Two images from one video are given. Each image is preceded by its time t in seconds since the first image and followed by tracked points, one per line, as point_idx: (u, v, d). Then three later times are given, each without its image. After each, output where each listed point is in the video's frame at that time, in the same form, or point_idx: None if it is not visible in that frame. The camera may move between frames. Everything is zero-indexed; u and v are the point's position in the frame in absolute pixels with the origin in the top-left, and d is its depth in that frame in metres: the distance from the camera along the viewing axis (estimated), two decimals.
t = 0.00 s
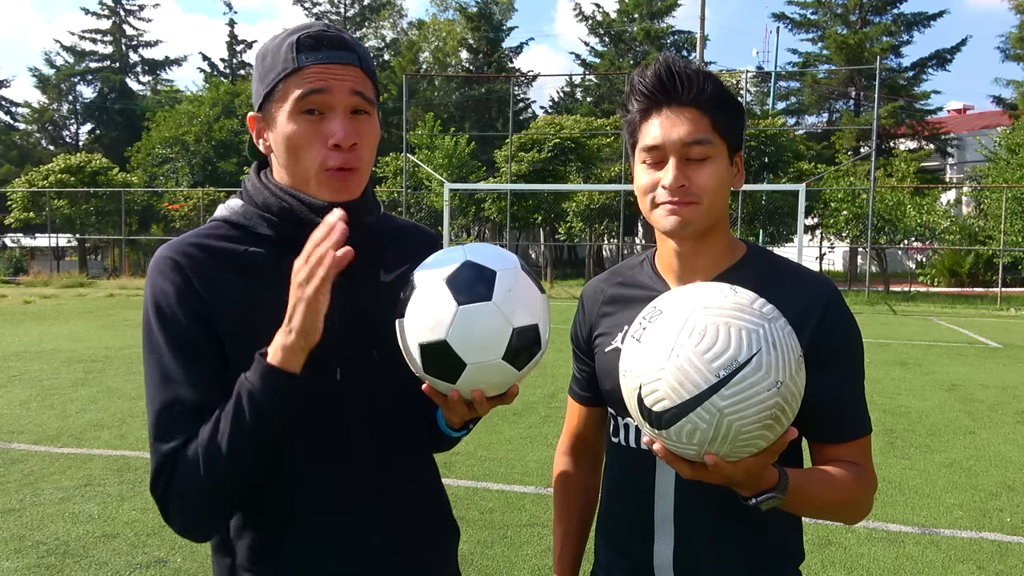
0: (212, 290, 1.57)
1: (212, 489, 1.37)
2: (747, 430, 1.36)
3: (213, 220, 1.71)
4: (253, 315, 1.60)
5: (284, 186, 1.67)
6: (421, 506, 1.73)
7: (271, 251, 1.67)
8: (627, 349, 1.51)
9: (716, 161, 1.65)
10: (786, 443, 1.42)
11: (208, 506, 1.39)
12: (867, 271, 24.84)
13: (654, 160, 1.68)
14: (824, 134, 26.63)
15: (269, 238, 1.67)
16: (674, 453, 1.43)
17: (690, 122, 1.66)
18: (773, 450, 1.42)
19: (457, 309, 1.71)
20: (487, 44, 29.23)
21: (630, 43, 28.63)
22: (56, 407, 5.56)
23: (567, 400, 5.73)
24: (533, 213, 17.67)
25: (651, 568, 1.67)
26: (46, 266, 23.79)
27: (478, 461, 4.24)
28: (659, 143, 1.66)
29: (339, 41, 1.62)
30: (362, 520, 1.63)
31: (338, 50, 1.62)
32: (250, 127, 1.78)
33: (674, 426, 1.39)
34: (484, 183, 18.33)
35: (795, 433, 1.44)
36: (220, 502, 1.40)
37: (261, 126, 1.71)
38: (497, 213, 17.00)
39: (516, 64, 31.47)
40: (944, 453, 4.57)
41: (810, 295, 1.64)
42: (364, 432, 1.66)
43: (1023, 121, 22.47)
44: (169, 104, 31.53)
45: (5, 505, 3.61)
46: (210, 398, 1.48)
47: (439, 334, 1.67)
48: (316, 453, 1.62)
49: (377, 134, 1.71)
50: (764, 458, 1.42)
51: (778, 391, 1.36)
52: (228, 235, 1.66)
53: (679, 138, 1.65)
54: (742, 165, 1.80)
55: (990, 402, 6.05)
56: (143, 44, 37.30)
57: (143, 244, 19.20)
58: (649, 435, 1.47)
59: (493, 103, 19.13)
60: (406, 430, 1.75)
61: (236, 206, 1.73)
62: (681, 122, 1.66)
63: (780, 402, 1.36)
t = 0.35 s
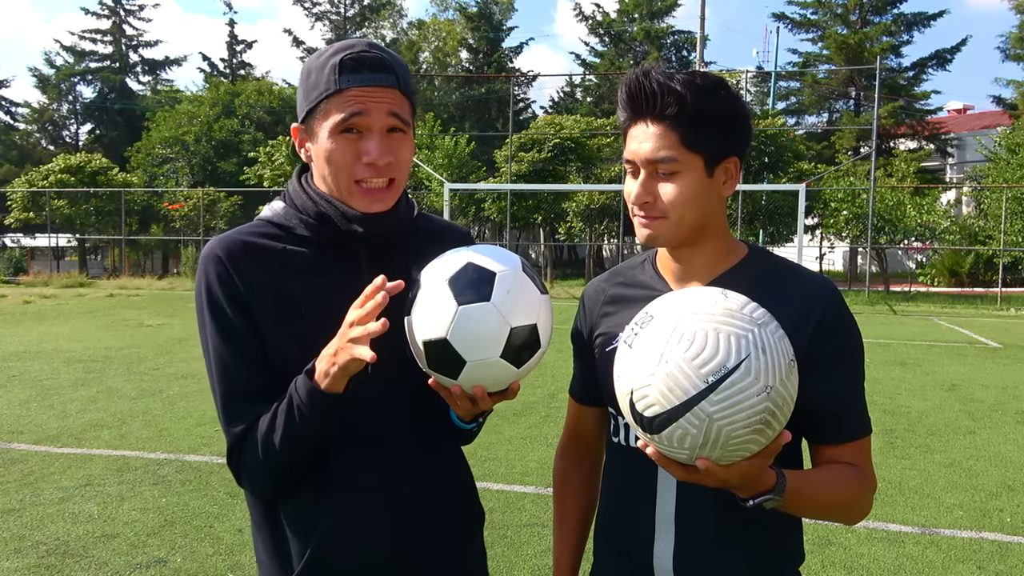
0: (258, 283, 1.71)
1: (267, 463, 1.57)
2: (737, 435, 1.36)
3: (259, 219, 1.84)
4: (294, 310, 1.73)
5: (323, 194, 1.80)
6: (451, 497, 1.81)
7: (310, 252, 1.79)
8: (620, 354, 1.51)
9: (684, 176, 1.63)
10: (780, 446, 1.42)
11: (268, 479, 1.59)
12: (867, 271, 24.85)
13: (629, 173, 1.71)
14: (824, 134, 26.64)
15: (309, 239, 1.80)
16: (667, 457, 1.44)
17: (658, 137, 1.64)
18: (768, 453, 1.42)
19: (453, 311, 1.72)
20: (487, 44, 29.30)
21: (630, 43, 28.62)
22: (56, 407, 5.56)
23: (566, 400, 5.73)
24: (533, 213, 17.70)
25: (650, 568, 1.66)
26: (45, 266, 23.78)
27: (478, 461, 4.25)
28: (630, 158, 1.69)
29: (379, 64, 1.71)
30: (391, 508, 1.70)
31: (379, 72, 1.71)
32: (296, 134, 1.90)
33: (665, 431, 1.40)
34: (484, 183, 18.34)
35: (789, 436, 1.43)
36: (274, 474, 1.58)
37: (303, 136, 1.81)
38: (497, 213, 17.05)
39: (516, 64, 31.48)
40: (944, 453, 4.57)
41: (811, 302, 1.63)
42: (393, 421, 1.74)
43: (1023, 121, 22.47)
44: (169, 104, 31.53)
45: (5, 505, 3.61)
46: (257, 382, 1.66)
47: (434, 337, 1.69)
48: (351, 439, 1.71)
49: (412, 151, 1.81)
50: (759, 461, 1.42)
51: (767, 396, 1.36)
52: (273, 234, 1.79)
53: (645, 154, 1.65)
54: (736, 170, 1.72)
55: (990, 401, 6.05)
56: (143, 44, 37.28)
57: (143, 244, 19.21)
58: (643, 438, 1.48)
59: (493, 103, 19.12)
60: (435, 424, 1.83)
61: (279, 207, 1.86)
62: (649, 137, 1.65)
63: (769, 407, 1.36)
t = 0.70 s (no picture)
0: (276, 277, 1.74)
1: (273, 451, 1.62)
2: (730, 439, 1.36)
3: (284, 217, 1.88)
4: (311, 303, 1.76)
5: (340, 195, 1.82)
6: (459, 489, 1.83)
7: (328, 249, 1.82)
8: (616, 359, 1.52)
9: (702, 171, 1.65)
10: (775, 450, 1.42)
11: (275, 464, 1.65)
12: (867, 271, 24.86)
13: (642, 170, 1.70)
14: (824, 133, 26.63)
15: (327, 238, 1.82)
16: (662, 459, 1.44)
17: (677, 133, 1.65)
18: (763, 456, 1.42)
19: (451, 312, 1.74)
20: (487, 44, 29.36)
21: (630, 43, 28.60)
22: (56, 407, 5.56)
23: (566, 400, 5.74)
24: (533, 213, 17.71)
25: (650, 568, 1.66)
26: (45, 266, 23.78)
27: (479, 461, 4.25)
28: (646, 154, 1.68)
29: (395, 70, 1.73)
30: (395, 499, 1.72)
31: (394, 78, 1.73)
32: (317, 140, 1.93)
33: (659, 434, 1.41)
34: (484, 183, 18.34)
35: (785, 440, 1.43)
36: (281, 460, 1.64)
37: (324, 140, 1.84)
38: (497, 213, 17.08)
39: (516, 64, 31.49)
40: (944, 453, 4.58)
41: (810, 302, 1.63)
42: (399, 414, 1.75)
43: (1022, 121, 22.46)
44: (169, 104, 31.51)
45: (5, 505, 3.61)
46: (271, 371, 1.72)
47: (432, 340, 1.71)
48: (357, 429, 1.73)
49: (424, 156, 1.82)
50: (755, 464, 1.42)
51: (759, 401, 1.36)
52: (294, 231, 1.82)
53: (664, 149, 1.65)
54: (740, 166, 1.76)
55: (990, 401, 6.05)
56: (143, 44, 37.25)
57: (143, 244, 19.21)
58: (638, 442, 1.48)
59: (493, 103, 19.11)
60: (442, 417, 1.83)
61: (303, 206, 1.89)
62: (667, 132, 1.65)
63: (762, 411, 1.36)
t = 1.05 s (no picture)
0: (278, 277, 1.75)
1: (271, 455, 1.61)
2: (728, 443, 1.36)
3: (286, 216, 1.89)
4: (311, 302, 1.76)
5: (344, 188, 1.83)
6: (459, 491, 1.83)
7: (327, 245, 1.83)
8: (616, 362, 1.52)
9: (717, 155, 1.67)
10: (775, 453, 1.42)
11: (270, 467, 1.63)
12: (867, 271, 24.86)
13: (654, 157, 1.70)
14: (824, 133, 26.63)
15: (329, 234, 1.84)
16: (661, 462, 1.45)
17: (692, 119, 1.68)
18: (764, 458, 1.42)
19: (449, 312, 1.74)
20: (487, 44, 29.39)
21: (630, 43, 28.60)
22: (55, 407, 5.56)
23: (566, 400, 5.74)
24: (533, 213, 17.74)
25: (652, 569, 1.67)
26: (45, 266, 23.79)
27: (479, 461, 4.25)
28: (660, 140, 1.68)
29: (410, 66, 1.78)
30: (394, 500, 1.72)
31: (408, 73, 1.78)
32: (323, 133, 1.96)
33: (657, 437, 1.41)
34: (484, 183, 18.35)
35: (785, 442, 1.43)
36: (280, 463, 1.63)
37: (333, 128, 1.87)
38: (497, 213, 17.12)
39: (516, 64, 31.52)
40: (944, 453, 4.58)
41: (809, 302, 1.63)
42: (399, 415, 1.76)
43: (1022, 121, 22.46)
44: (169, 104, 31.49)
45: (5, 505, 3.61)
46: (270, 371, 1.72)
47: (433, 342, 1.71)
48: (356, 433, 1.74)
49: (431, 150, 1.86)
50: (756, 466, 1.42)
51: (758, 405, 1.35)
52: (297, 229, 1.84)
53: (680, 134, 1.67)
54: (740, 164, 1.81)
55: (990, 401, 6.05)
56: (143, 44, 37.27)
57: (143, 244, 19.23)
58: (638, 445, 1.49)
59: (493, 103, 19.11)
60: (444, 417, 1.84)
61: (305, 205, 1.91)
62: (682, 119, 1.68)
63: (760, 415, 1.36)
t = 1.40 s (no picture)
0: (282, 266, 1.74)
1: (262, 445, 1.58)
2: (729, 438, 1.36)
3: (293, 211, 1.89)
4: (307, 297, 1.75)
5: (354, 185, 1.84)
6: (458, 493, 1.83)
7: (333, 239, 1.83)
8: (617, 359, 1.52)
9: (708, 158, 1.65)
10: (777, 449, 1.42)
11: (254, 451, 1.58)
12: (867, 271, 24.86)
13: (645, 162, 1.70)
14: (824, 133, 26.60)
15: (336, 230, 1.84)
16: (663, 458, 1.44)
17: (680, 123, 1.67)
18: (766, 455, 1.42)
19: (464, 326, 1.75)
20: (487, 44, 29.39)
21: (630, 43, 28.61)
22: (55, 407, 5.56)
23: (566, 400, 5.74)
24: (533, 213, 17.74)
25: (652, 568, 1.67)
26: (46, 266, 23.80)
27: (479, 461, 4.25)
28: (649, 145, 1.68)
29: (440, 79, 1.81)
30: (389, 498, 1.73)
31: (436, 84, 1.80)
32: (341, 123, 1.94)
33: (659, 431, 1.41)
34: (484, 183, 18.35)
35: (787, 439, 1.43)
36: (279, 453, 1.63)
37: (354, 122, 1.85)
38: (497, 213, 17.12)
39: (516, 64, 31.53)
40: (944, 453, 4.58)
41: (816, 299, 1.63)
42: (396, 410, 1.75)
43: (1022, 121, 22.45)
44: (169, 104, 31.48)
45: (5, 505, 3.61)
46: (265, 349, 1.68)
47: (442, 348, 1.71)
48: (352, 427, 1.73)
49: (447, 160, 1.87)
50: (758, 463, 1.42)
51: (758, 399, 1.36)
52: (303, 222, 1.85)
53: (667, 138, 1.66)
54: (739, 163, 1.80)
55: (990, 401, 6.05)
56: (143, 44, 37.23)
57: (143, 244, 19.24)
58: (640, 440, 1.48)
59: (493, 103, 19.09)
60: (443, 415, 1.84)
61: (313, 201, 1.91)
62: (668, 123, 1.67)
63: (761, 409, 1.36)
